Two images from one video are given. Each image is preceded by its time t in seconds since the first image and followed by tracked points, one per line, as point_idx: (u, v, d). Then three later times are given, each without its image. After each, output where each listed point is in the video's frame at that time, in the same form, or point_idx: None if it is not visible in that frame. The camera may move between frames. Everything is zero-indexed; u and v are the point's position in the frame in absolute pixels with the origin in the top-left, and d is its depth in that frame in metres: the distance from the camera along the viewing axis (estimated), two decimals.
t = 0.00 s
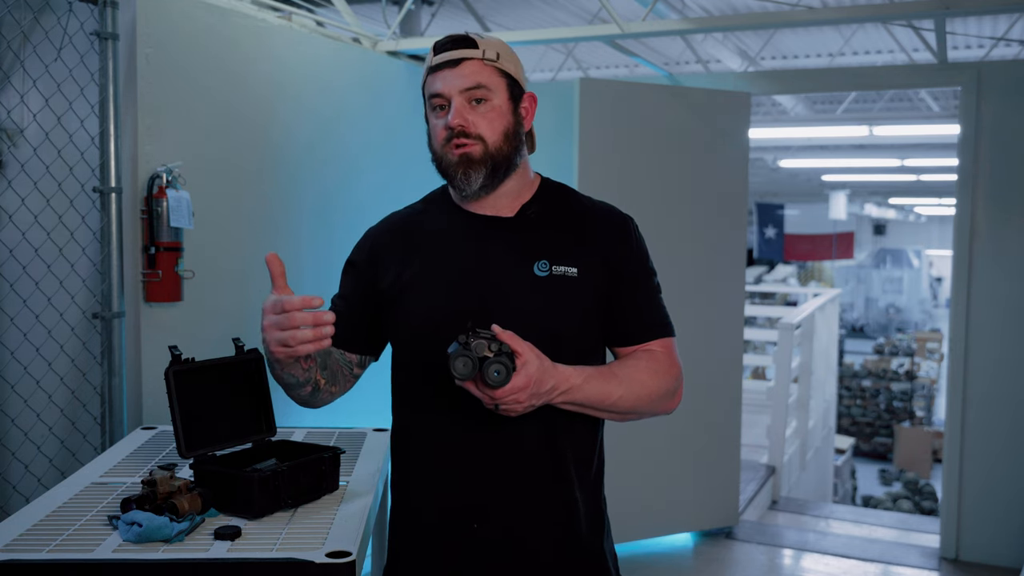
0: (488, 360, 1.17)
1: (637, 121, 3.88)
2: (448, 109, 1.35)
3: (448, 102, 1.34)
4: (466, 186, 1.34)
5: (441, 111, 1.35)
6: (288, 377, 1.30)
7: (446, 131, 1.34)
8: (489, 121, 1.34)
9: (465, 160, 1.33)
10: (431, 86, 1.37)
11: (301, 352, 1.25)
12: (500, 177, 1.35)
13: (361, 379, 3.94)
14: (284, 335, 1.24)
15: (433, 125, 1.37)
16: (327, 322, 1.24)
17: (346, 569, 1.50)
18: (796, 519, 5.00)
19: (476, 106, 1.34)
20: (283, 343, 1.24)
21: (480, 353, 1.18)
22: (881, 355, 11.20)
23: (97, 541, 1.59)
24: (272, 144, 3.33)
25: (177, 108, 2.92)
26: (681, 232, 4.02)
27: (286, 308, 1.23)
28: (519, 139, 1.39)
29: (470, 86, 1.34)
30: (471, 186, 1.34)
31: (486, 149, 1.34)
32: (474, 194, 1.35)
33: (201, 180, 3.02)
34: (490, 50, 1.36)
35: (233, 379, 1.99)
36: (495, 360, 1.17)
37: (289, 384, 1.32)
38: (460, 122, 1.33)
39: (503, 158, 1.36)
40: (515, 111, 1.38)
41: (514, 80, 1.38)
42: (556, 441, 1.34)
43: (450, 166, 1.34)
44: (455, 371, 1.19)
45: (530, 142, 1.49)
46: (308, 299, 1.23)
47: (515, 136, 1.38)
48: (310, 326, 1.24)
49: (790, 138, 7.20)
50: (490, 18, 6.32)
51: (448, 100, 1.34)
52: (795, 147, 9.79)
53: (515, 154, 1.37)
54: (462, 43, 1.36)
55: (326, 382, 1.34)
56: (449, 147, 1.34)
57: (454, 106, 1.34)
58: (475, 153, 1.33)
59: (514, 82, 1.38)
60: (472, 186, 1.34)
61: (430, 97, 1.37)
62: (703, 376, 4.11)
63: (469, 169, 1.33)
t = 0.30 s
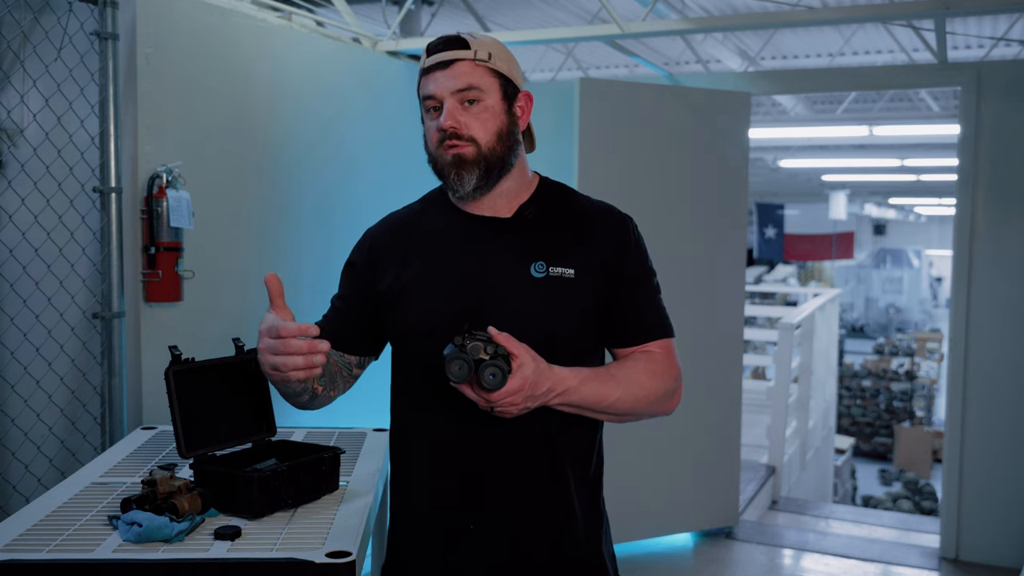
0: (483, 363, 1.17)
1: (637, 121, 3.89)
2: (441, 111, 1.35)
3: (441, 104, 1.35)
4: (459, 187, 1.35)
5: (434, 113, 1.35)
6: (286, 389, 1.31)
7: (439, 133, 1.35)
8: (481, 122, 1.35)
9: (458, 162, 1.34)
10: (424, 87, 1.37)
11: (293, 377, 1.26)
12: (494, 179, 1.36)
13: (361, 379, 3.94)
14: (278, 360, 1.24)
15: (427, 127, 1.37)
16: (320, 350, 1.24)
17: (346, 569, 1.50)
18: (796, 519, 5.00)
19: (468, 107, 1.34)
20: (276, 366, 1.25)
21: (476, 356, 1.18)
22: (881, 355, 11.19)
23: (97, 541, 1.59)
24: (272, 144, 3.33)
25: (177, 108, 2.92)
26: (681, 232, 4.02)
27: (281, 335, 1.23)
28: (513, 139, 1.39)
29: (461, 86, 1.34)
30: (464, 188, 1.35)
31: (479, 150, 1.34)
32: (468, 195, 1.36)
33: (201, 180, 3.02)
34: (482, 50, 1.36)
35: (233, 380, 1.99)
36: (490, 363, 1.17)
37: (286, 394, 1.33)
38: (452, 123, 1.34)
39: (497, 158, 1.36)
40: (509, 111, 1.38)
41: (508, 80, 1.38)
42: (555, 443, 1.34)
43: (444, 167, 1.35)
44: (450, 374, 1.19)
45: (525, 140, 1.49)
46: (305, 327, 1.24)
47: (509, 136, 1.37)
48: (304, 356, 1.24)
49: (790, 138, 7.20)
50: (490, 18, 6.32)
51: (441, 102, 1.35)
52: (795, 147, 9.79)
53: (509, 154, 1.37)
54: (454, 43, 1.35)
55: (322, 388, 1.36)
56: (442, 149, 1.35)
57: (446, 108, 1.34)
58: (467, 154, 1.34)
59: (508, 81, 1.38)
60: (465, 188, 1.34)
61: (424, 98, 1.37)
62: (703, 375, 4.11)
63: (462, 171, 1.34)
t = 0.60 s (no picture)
0: (478, 361, 1.17)
1: (637, 121, 3.88)
2: (443, 109, 1.35)
3: (443, 102, 1.35)
4: (459, 186, 1.34)
5: (437, 112, 1.35)
6: (251, 340, 1.26)
7: (441, 132, 1.34)
8: (483, 121, 1.35)
9: (459, 161, 1.34)
10: (427, 86, 1.37)
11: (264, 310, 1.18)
12: (494, 178, 1.35)
13: (361, 379, 3.94)
14: (250, 289, 1.17)
15: (428, 125, 1.37)
16: (293, 284, 1.15)
17: (346, 569, 1.50)
18: (796, 519, 5.00)
19: (470, 106, 1.34)
20: (247, 297, 1.17)
21: (470, 354, 1.18)
22: (880, 355, 11.20)
23: (97, 541, 1.59)
24: (272, 144, 3.33)
25: (177, 108, 2.92)
26: (681, 232, 4.02)
27: (254, 261, 1.16)
28: (515, 139, 1.39)
29: (464, 85, 1.34)
30: (465, 187, 1.34)
31: (480, 149, 1.34)
32: (468, 194, 1.35)
33: (201, 179, 3.02)
34: (485, 49, 1.36)
35: (232, 379, 1.98)
36: (484, 361, 1.17)
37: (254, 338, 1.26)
38: (454, 122, 1.33)
39: (498, 158, 1.36)
40: (511, 110, 1.38)
41: (510, 79, 1.38)
42: (554, 443, 1.34)
43: (445, 166, 1.35)
44: (444, 371, 1.18)
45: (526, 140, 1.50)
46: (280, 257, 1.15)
47: (510, 136, 1.37)
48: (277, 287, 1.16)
49: (790, 138, 7.20)
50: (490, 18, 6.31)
51: (443, 100, 1.35)
52: (795, 147, 9.80)
53: (510, 153, 1.37)
54: (458, 42, 1.36)
55: (293, 358, 1.31)
56: (444, 148, 1.34)
57: (448, 106, 1.34)
58: (468, 153, 1.34)
59: (510, 81, 1.38)
60: (466, 187, 1.34)
61: (426, 96, 1.37)
62: (703, 375, 4.11)
63: (463, 170, 1.34)
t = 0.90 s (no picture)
0: (480, 358, 1.17)
1: (637, 121, 3.88)
2: (446, 109, 1.35)
3: (446, 102, 1.35)
4: (463, 187, 1.34)
5: (440, 111, 1.35)
6: (231, 279, 1.25)
7: (445, 131, 1.34)
8: (487, 119, 1.34)
9: (463, 161, 1.33)
10: (429, 85, 1.37)
11: (245, 215, 1.17)
12: (498, 178, 1.35)
13: (361, 379, 3.94)
14: (229, 193, 1.15)
15: (431, 124, 1.37)
16: (271, 175, 1.14)
17: (346, 569, 1.50)
18: (796, 519, 5.00)
19: (473, 105, 1.34)
20: (227, 203, 1.16)
21: (473, 351, 1.17)
22: (880, 355, 11.21)
23: (97, 541, 1.59)
24: (272, 144, 3.33)
25: (177, 108, 2.92)
26: (681, 231, 4.02)
27: (233, 166, 1.16)
28: (517, 138, 1.39)
29: (467, 86, 1.34)
30: (469, 187, 1.34)
31: (484, 148, 1.34)
32: (472, 195, 1.35)
33: (201, 179, 3.02)
34: (488, 50, 1.36)
35: (232, 378, 1.98)
36: (487, 358, 1.17)
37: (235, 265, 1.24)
38: (458, 121, 1.33)
39: (501, 156, 1.35)
40: (513, 110, 1.38)
41: (513, 80, 1.38)
42: (555, 443, 1.34)
43: (448, 166, 1.35)
44: (446, 368, 1.18)
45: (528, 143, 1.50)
46: (257, 155, 1.15)
47: (513, 135, 1.37)
48: (253, 182, 1.15)
49: (790, 138, 7.20)
50: (490, 18, 6.31)
51: (446, 100, 1.34)
52: (795, 147, 9.80)
53: (513, 153, 1.37)
54: (460, 43, 1.36)
55: (274, 316, 1.29)
56: (448, 148, 1.34)
57: (451, 106, 1.34)
58: (473, 153, 1.34)
59: (513, 81, 1.38)
60: (470, 188, 1.34)
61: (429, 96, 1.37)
62: (703, 375, 4.11)
63: (466, 171, 1.33)
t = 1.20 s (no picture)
0: (481, 358, 1.17)
1: (637, 121, 3.89)
2: (450, 105, 1.35)
3: (450, 99, 1.35)
4: (465, 184, 1.34)
5: (443, 107, 1.35)
6: (230, 269, 1.24)
7: (448, 128, 1.34)
8: (491, 117, 1.34)
9: (466, 157, 1.33)
10: (434, 81, 1.37)
11: (248, 199, 1.17)
12: (500, 176, 1.35)
13: (361, 378, 3.94)
14: (231, 178, 1.16)
15: (434, 120, 1.37)
16: (275, 160, 1.15)
17: (346, 569, 1.50)
18: (796, 519, 5.00)
19: (478, 102, 1.34)
20: (229, 189, 1.16)
21: (473, 351, 1.17)
22: (881, 355, 11.22)
23: (97, 541, 1.59)
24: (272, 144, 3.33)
25: (178, 108, 2.92)
26: (682, 232, 4.02)
27: (237, 151, 1.16)
28: (520, 137, 1.39)
29: (473, 83, 1.34)
30: (470, 184, 1.34)
31: (487, 146, 1.34)
32: (473, 191, 1.35)
33: (200, 179, 3.02)
34: (495, 49, 1.36)
35: (232, 378, 1.98)
36: (488, 358, 1.17)
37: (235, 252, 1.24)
38: (462, 118, 1.33)
39: (503, 155, 1.35)
40: (517, 109, 1.38)
41: (518, 79, 1.38)
42: (555, 442, 1.34)
43: (450, 162, 1.34)
44: (447, 367, 1.18)
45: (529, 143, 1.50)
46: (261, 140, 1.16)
47: (516, 134, 1.38)
48: (257, 166, 1.15)
49: (790, 138, 7.20)
50: (490, 18, 6.31)
51: (451, 96, 1.35)
52: (795, 147, 9.81)
53: (515, 151, 1.37)
54: (468, 39, 1.36)
55: (272, 308, 1.28)
56: (450, 144, 1.34)
57: (457, 102, 1.34)
58: (476, 150, 1.33)
59: (518, 81, 1.38)
60: (472, 184, 1.34)
61: (433, 92, 1.36)
62: (704, 376, 4.12)
63: (469, 167, 1.33)
